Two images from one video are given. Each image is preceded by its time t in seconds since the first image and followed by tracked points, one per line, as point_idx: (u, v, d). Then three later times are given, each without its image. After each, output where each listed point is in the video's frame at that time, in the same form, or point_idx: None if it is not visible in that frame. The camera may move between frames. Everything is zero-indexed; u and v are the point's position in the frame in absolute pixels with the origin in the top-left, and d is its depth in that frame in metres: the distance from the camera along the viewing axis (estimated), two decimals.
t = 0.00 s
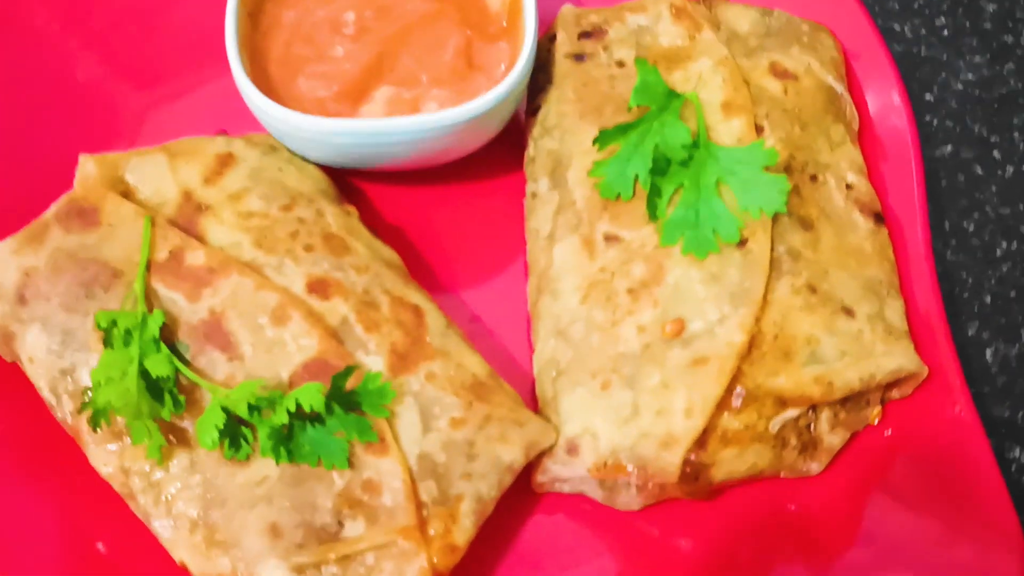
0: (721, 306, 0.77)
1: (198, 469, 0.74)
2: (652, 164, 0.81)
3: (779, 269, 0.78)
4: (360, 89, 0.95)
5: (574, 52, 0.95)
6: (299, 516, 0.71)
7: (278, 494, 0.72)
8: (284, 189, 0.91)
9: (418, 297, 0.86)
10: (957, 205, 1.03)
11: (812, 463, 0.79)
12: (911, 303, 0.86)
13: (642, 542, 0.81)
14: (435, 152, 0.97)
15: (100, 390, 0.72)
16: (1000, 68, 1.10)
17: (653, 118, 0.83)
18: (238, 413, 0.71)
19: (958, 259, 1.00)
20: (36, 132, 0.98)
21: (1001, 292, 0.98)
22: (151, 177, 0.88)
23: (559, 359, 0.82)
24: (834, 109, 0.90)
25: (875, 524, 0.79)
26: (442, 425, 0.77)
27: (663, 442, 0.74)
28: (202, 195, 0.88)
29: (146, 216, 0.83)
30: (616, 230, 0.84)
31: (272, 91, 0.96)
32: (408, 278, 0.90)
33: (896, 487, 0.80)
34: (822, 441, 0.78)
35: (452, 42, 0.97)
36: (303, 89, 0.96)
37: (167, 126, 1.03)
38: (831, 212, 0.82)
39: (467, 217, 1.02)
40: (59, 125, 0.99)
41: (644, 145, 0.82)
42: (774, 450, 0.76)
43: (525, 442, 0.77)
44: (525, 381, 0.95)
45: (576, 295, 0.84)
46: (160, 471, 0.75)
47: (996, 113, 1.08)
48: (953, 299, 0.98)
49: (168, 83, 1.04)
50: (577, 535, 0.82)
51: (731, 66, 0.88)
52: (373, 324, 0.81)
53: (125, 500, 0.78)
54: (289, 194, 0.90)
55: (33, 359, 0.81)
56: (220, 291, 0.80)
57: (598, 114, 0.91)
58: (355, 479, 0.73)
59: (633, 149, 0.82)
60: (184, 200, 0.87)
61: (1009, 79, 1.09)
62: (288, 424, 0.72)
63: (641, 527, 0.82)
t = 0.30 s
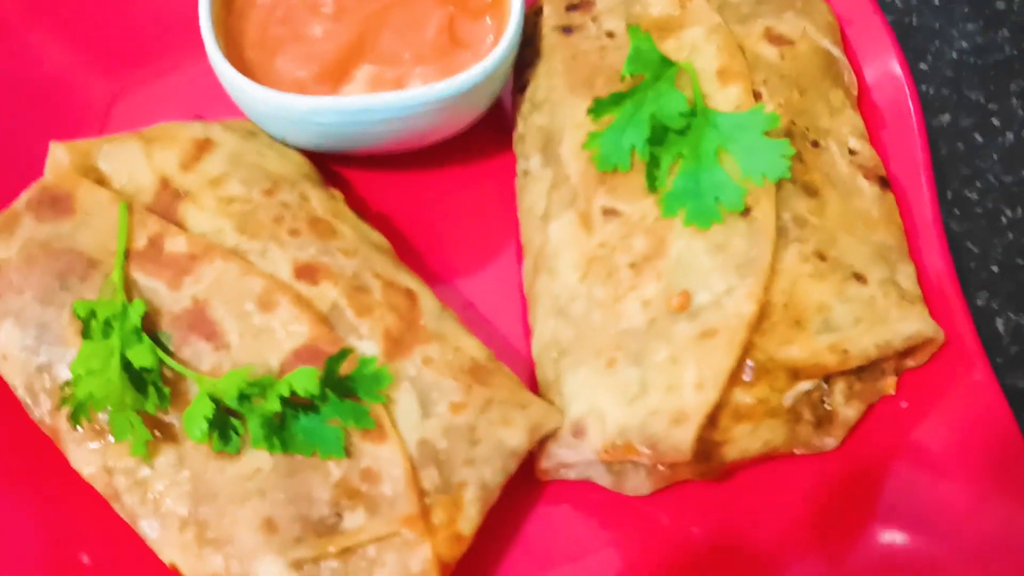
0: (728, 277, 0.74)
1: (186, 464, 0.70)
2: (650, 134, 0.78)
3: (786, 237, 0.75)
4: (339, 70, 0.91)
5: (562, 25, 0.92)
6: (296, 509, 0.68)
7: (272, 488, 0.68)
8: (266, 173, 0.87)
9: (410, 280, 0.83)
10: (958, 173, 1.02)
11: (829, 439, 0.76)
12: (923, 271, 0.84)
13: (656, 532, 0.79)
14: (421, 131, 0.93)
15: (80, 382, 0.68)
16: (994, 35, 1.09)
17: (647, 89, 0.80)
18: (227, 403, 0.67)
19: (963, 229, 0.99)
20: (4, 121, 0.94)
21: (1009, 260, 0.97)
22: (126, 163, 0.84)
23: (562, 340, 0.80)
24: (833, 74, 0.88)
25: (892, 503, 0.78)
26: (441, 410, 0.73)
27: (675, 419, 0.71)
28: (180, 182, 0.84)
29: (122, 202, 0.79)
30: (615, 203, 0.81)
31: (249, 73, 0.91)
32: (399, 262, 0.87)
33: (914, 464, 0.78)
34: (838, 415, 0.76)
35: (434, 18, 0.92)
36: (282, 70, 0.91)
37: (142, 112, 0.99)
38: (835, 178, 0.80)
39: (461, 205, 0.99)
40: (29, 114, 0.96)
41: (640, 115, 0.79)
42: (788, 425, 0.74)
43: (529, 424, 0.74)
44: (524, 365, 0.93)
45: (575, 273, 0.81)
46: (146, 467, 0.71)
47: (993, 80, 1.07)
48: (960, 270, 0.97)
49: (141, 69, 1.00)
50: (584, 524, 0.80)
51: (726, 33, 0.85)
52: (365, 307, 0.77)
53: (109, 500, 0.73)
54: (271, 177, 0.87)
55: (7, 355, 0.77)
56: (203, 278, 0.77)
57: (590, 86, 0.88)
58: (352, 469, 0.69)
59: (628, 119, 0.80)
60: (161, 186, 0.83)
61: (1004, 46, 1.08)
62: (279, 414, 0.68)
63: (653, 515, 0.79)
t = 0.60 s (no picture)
0: (731, 248, 0.72)
1: (174, 456, 0.67)
2: (645, 106, 0.76)
3: (788, 206, 0.74)
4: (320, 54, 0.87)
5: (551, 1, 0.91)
6: (292, 498, 0.65)
7: (266, 476, 0.65)
8: (249, 158, 0.84)
9: (402, 262, 0.80)
10: (952, 150, 1.01)
11: (840, 413, 0.75)
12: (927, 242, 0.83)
13: (663, 523, 0.75)
14: (407, 112, 0.90)
15: (62, 369, 0.66)
16: (980, 13, 1.09)
17: (641, 59, 0.77)
18: (217, 387, 0.64)
19: (961, 205, 0.98)
20: None
21: (1008, 235, 0.96)
22: (104, 150, 0.81)
23: (560, 319, 0.77)
24: (827, 44, 0.87)
25: (906, 488, 0.75)
26: (440, 392, 0.70)
27: (684, 393, 0.69)
28: (160, 167, 0.81)
29: (101, 187, 0.76)
30: (611, 177, 0.79)
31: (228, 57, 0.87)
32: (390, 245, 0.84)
33: (929, 452, 0.76)
34: (849, 387, 0.74)
35: None
36: (261, 55, 0.87)
37: (119, 100, 0.96)
38: (835, 147, 0.79)
39: (451, 197, 0.96)
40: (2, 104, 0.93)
41: (634, 87, 0.77)
42: (798, 400, 0.72)
43: (531, 406, 0.72)
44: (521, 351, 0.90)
45: (574, 250, 0.78)
46: (132, 460, 0.68)
47: (982, 57, 1.06)
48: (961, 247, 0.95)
49: (117, 57, 0.97)
50: (589, 514, 0.76)
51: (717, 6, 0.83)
52: (356, 290, 0.74)
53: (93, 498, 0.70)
54: (254, 162, 0.84)
55: None
56: (187, 263, 0.74)
57: (581, 62, 0.86)
58: (350, 454, 0.66)
59: (623, 92, 0.78)
60: (141, 172, 0.80)
61: (991, 24, 1.08)
62: (272, 398, 0.65)
63: (660, 504, 0.76)
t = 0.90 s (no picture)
0: (730, 223, 0.71)
1: (162, 449, 0.64)
2: (637, 84, 0.74)
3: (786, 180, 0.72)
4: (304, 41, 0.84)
5: None
6: (287, 488, 0.63)
7: (259, 466, 0.63)
8: (232, 146, 0.82)
9: (392, 248, 0.78)
10: (943, 130, 1.00)
11: (844, 391, 0.74)
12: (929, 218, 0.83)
13: (666, 511, 0.73)
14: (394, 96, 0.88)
15: (43, 360, 0.63)
16: None
17: (632, 37, 0.75)
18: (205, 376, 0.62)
19: (954, 184, 0.97)
20: None
21: (1003, 213, 0.95)
22: (83, 140, 0.78)
23: (557, 302, 0.75)
24: (817, 20, 0.86)
25: (913, 465, 0.74)
26: (436, 376, 0.68)
27: (688, 371, 0.68)
28: (141, 158, 0.78)
29: (81, 175, 0.73)
30: (602, 157, 0.78)
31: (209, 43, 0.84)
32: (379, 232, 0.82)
33: (935, 433, 0.74)
34: (853, 362, 0.74)
35: None
36: (242, 43, 0.84)
37: (97, 90, 0.93)
38: (829, 121, 0.78)
39: (439, 184, 0.93)
40: None
41: (626, 65, 0.75)
42: (803, 376, 0.71)
43: (529, 389, 0.70)
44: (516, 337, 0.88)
45: (569, 232, 0.77)
46: (118, 454, 0.65)
47: (968, 39, 1.06)
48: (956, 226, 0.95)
49: (94, 46, 0.95)
50: (591, 501, 0.74)
51: None
52: (346, 276, 0.72)
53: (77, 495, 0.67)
54: (237, 150, 0.82)
55: None
56: (171, 251, 0.71)
57: (570, 43, 0.84)
58: (345, 442, 0.64)
59: (614, 68, 0.76)
60: (122, 163, 0.77)
61: (976, 6, 1.09)
62: (262, 385, 0.63)
63: (662, 490, 0.74)
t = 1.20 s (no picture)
0: (724, 207, 0.70)
1: (150, 443, 0.63)
2: (625, 68, 0.73)
3: (778, 163, 0.72)
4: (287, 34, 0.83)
5: None
6: (279, 479, 0.61)
7: (250, 458, 0.62)
8: (217, 141, 0.78)
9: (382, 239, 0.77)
10: (935, 116, 1.00)
11: (844, 373, 0.73)
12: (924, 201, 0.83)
13: (667, 500, 0.72)
14: (380, 88, 0.87)
15: (26, 356, 0.62)
16: None
17: (619, 23, 0.75)
18: (192, 368, 0.61)
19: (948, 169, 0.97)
20: None
21: (998, 197, 0.95)
22: (61, 136, 0.75)
23: (551, 290, 0.74)
24: (806, 6, 0.86)
25: (914, 447, 0.73)
26: (430, 366, 0.68)
27: (684, 355, 0.67)
28: (122, 153, 0.75)
29: (63, 168, 0.72)
30: (594, 143, 0.77)
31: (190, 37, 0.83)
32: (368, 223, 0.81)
33: (935, 416, 0.74)
34: (851, 345, 0.73)
35: None
36: (225, 37, 0.83)
37: (78, 86, 0.92)
38: (819, 105, 0.77)
39: (429, 177, 0.92)
40: None
41: (614, 49, 0.74)
42: (801, 359, 0.70)
43: (525, 376, 0.69)
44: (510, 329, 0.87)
45: (560, 219, 0.76)
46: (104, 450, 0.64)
47: (956, 25, 1.06)
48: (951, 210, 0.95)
49: (74, 42, 0.93)
50: (591, 491, 0.73)
51: None
52: (335, 266, 0.71)
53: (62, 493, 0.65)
54: (222, 145, 0.78)
55: None
56: (156, 244, 0.70)
57: (558, 30, 0.84)
58: (337, 432, 0.63)
59: (602, 54, 0.75)
60: (104, 158, 0.74)
61: None
62: (252, 376, 0.62)
63: (662, 478, 0.73)
